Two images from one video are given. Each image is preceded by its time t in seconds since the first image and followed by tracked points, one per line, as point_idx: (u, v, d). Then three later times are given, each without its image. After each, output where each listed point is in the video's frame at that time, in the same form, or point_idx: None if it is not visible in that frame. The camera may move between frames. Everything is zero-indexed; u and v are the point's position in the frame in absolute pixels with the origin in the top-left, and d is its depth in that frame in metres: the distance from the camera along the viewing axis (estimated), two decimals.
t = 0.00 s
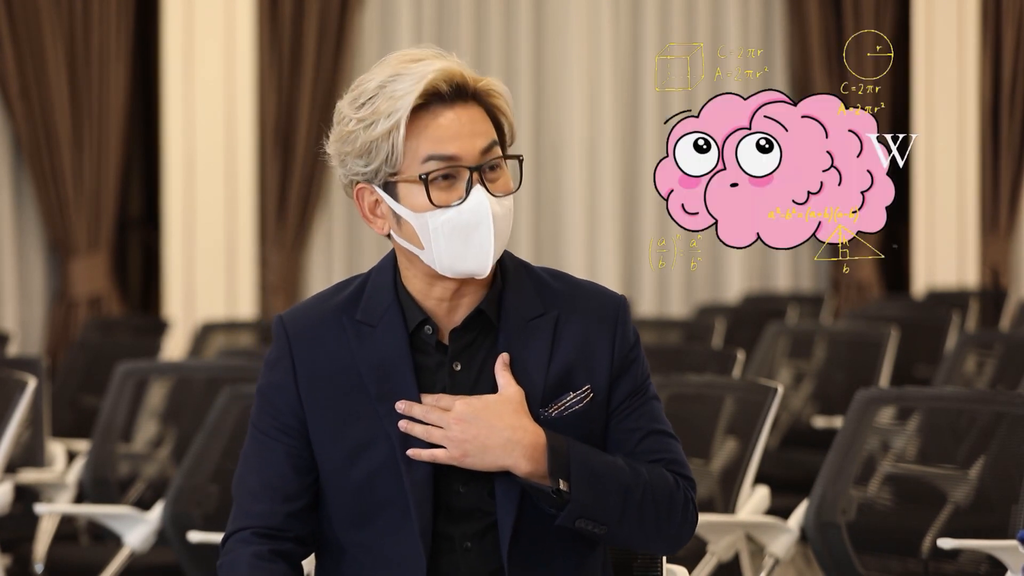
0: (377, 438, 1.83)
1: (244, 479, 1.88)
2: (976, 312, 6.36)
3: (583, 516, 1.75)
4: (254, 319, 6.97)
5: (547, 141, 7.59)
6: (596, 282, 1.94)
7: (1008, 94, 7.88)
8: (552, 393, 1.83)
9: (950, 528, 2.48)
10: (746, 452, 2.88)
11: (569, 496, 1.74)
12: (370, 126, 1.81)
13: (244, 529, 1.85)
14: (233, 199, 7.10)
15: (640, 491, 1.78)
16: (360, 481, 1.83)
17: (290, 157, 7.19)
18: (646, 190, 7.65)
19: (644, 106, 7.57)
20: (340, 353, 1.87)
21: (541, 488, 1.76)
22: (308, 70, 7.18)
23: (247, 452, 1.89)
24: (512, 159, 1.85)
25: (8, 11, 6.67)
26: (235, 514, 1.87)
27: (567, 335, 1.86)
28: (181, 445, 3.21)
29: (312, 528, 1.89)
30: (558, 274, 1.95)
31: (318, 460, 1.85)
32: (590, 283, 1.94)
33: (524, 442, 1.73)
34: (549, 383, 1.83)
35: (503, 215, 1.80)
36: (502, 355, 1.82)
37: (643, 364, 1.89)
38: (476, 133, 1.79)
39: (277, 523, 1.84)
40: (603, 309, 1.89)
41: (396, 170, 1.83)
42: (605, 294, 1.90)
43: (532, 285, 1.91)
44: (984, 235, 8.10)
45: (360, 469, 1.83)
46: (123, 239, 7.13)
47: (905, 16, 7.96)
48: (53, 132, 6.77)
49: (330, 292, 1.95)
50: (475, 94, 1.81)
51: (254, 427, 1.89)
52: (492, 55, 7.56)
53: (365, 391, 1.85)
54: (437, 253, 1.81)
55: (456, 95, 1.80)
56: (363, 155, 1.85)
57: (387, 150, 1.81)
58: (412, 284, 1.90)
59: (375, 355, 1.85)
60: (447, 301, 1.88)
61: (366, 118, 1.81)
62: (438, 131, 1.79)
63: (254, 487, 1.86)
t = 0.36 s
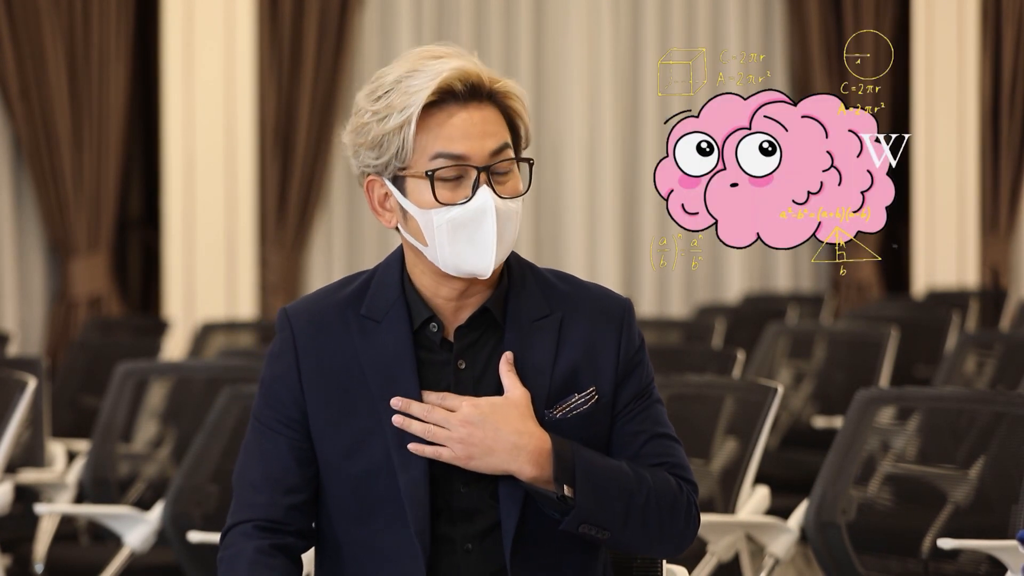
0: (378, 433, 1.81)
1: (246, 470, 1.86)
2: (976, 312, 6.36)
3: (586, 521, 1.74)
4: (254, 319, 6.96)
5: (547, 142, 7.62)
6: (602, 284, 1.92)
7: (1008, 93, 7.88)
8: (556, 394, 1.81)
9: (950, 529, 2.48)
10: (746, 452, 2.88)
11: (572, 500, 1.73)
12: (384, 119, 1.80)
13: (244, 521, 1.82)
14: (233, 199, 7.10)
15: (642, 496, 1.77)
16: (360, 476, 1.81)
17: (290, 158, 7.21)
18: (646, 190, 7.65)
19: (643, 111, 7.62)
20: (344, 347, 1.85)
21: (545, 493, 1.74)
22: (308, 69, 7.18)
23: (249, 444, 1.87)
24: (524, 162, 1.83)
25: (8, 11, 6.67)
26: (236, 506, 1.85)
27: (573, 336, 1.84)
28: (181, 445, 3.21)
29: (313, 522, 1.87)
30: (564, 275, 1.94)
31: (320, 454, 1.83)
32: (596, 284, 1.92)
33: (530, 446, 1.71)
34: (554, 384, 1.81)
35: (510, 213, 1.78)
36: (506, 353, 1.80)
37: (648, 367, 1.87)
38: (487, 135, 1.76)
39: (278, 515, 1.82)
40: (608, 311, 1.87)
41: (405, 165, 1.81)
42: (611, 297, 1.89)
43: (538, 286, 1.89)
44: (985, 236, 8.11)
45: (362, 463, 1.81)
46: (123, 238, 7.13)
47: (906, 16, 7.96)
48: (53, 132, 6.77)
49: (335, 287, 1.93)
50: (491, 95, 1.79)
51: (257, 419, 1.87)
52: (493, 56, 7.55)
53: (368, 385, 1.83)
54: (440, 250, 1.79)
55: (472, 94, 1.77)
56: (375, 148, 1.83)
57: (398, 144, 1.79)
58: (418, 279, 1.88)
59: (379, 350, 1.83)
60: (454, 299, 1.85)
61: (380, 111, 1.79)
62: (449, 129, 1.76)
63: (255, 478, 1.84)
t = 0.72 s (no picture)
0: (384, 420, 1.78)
1: (248, 449, 1.82)
2: (976, 312, 6.36)
3: (599, 524, 1.71)
4: (254, 319, 6.96)
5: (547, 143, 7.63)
6: (614, 290, 1.92)
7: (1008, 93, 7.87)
8: (564, 397, 1.81)
9: (950, 528, 2.49)
10: (746, 452, 2.88)
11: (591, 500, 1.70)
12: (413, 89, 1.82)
13: (243, 499, 1.79)
14: (233, 198, 7.10)
15: (654, 504, 1.75)
16: (364, 464, 1.78)
17: (290, 158, 7.21)
18: (646, 190, 7.65)
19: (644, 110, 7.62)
20: (357, 332, 1.83)
21: (558, 493, 1.72)
22: (308, 69, 7.19)
23: (252, 423, 1.83)
24: (540, 158, 1.79)
25: (8, 11, 6.67)
26: (236, 486, 1.81)
27: (584, 339, 1.84)
28: (181, 445, 3.22)
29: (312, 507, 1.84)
30: (576, 278, 1.93)
31: (325, 438, 1.80)
32: (608, 290, 1.92)
33: (554, 447, 1.66)
34: (562, 386, 1.81)
35: (498, 195, 1.75)
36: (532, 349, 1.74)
37: (657, 375, 1.87)
38: (499, 114, 1.75)
39: (277, 496, 1.79)
40: (620, 317, 1.86)
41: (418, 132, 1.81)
42: (625, 303, 1.88)
43: (551, 286, 1.88)
44: (985, 236, 8.11)
45: (367, 451, 1.78)
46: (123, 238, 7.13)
47: (906, 17, 7.96)
48: (53, 132, 6.77)
49: (351, 274, 1.91)
50: (520, 84, 1.78)
51: (263, 398, 1.83)
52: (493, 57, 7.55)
53: (376, 373, 1.80)
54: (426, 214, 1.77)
55: (498, 76, 1.77)
56: (400, 119, 1.85)
57: (415, 110, 1.80)
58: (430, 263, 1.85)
59: (390, 338, 1.82)
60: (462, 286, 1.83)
61: (413, 82, 1.82)
62: (464, 102, 1.76)
63: (258, 457, 1.80)
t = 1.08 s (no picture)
0: (404, 421, 1.79)
1: (267, 447, 1.81)
2: (976, 312, 6.36)
3: (615, 537, 1.72)
4: (254, 319, 6.96)
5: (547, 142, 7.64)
6: (633, 296, 1.92)
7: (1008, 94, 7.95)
8: (582, 401, 1.81)
9: (950, 528, 2.49)
10: (746, 453, 2.88)
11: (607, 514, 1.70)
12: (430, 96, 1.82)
13: (263, 499, 1.77)
14: (233, 198, 7.09)
15: (670, 516, 1.75)
16: (382, 462, 1.78)
17: (290, 158, 7.21)
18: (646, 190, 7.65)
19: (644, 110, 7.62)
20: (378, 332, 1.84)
21: (576, 508, 1.71)
22: (308, 69, 7.19)
23: (272, 421, 1.83)
24: (558, 163, 1.79)
25: (8, 11, 6.67)
26: (255, 483, 1.80)
27: (603, 345, 1.85)
28: (181, 445, 3.22)
29: (330, 506, 1.83)
30: (595, 282, 1.94)
31: (345, 437, 1.80)
32: (628, 296, 1.92)
33: (570, 461, 1.66)
34: (582, 389, 1.81)
35: (515, 202, 1.75)
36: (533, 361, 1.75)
37: (674, 381, 1.87)
38: (514, 120, 1.75)
39: (299, 495, 1.78)
40: (639, 323, 1.87)
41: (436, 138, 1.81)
42: (644, 310, 1.89)
43: (573, 291, 1.88)
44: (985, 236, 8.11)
45: (386, 449, 1.78)
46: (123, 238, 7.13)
47: (905, 17, 7.96)
48: (53, 131, 6.77)
49: (370, 273, 1.92)
50: (536, 88, 1.77)
51: (283, 396, 1.83)
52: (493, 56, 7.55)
53: (397, 373, 1.81)
54: (445, 222, 1.77)
55: (513, 81, 1.76)
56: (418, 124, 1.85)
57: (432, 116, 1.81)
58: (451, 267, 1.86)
59: (411, 339, 1.82)
60: (481, 290, 1.83)
61: (430, 88, 1.82)
62: (480, 108, 1.76)
63: (278, 455, 1.79)
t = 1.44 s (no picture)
0: (406, 421, 1.79)
1: (269, 447, 1.81)
2: (976, 312, 6.36)
3: (639, 531, 1.70)
4: (254, 319, 6.96)
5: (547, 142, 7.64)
6: (637, 295, 1.92)
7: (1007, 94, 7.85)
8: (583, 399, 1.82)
9: (950, 529, 2.49)
10: (746, 452, 2.88)
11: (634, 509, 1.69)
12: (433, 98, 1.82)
13: (266, 499, 1.78)
14: (233, 198, 7.09)
15: (687, 516, 1.74)
16: (384, 462, 1.78)
17: (290, 158, 7.21)
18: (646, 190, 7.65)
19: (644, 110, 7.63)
20: (380, 332, 1.84)
21: (601, 502, 1.69)
22: (309, 68, 7.19)
23: (274, 421, 1.83)
24: (563, 164, 1.79)
25: (8, 11, 6.67)
26: (257, 484, 1.80)
27: (606, 343, 1.84)
28: (181, 445, 3.22)
29: (332, 507, 1.83)
30: (599, 281, 1.93)
31: (346, 437, 1.80)
32: (631, 294, 1.92)
33: (600, 457, 1.66)
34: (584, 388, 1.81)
35: (518, 206, 1.76)
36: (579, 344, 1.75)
37: (676, 379, 1.87)
38: (517, 121, 1.75)
39: (302, 495, 1.78)
40: (642, 322, 1.86)
41: (439, 139, 1.81)
42: (646, 308, 1.88)
43: (576, 291, 1.88)
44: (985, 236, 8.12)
45: (387, 450, 1.78)
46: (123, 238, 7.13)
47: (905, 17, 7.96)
48: (53, 131, 6.77)
49: (372, 273, 1.92)
50: (539, 90, 1.77)
51: (285, 396, 1.83)
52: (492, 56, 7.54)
53: (399, 374, 1.81)
54: (448, 224, 1.79)
55: (516, 83, 1.76)
56: (422, 124, 1.85)
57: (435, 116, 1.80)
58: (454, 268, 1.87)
59: (413, 339, 1.82)
60: (483, 291, 1.84)
61: (434, 89, 1.82)
62: (483, 110, 1.76)
63: (280, 455, 1.79)
